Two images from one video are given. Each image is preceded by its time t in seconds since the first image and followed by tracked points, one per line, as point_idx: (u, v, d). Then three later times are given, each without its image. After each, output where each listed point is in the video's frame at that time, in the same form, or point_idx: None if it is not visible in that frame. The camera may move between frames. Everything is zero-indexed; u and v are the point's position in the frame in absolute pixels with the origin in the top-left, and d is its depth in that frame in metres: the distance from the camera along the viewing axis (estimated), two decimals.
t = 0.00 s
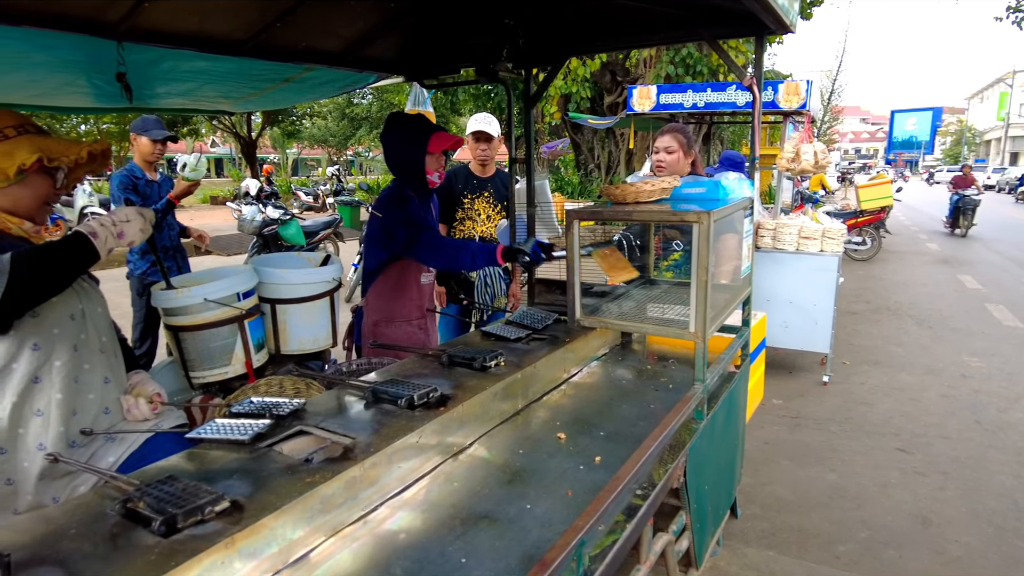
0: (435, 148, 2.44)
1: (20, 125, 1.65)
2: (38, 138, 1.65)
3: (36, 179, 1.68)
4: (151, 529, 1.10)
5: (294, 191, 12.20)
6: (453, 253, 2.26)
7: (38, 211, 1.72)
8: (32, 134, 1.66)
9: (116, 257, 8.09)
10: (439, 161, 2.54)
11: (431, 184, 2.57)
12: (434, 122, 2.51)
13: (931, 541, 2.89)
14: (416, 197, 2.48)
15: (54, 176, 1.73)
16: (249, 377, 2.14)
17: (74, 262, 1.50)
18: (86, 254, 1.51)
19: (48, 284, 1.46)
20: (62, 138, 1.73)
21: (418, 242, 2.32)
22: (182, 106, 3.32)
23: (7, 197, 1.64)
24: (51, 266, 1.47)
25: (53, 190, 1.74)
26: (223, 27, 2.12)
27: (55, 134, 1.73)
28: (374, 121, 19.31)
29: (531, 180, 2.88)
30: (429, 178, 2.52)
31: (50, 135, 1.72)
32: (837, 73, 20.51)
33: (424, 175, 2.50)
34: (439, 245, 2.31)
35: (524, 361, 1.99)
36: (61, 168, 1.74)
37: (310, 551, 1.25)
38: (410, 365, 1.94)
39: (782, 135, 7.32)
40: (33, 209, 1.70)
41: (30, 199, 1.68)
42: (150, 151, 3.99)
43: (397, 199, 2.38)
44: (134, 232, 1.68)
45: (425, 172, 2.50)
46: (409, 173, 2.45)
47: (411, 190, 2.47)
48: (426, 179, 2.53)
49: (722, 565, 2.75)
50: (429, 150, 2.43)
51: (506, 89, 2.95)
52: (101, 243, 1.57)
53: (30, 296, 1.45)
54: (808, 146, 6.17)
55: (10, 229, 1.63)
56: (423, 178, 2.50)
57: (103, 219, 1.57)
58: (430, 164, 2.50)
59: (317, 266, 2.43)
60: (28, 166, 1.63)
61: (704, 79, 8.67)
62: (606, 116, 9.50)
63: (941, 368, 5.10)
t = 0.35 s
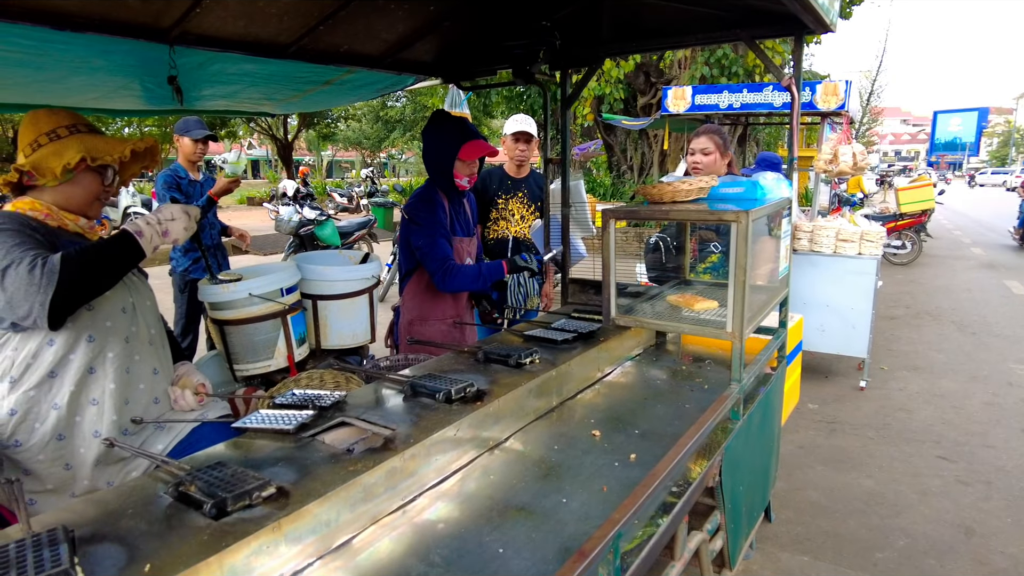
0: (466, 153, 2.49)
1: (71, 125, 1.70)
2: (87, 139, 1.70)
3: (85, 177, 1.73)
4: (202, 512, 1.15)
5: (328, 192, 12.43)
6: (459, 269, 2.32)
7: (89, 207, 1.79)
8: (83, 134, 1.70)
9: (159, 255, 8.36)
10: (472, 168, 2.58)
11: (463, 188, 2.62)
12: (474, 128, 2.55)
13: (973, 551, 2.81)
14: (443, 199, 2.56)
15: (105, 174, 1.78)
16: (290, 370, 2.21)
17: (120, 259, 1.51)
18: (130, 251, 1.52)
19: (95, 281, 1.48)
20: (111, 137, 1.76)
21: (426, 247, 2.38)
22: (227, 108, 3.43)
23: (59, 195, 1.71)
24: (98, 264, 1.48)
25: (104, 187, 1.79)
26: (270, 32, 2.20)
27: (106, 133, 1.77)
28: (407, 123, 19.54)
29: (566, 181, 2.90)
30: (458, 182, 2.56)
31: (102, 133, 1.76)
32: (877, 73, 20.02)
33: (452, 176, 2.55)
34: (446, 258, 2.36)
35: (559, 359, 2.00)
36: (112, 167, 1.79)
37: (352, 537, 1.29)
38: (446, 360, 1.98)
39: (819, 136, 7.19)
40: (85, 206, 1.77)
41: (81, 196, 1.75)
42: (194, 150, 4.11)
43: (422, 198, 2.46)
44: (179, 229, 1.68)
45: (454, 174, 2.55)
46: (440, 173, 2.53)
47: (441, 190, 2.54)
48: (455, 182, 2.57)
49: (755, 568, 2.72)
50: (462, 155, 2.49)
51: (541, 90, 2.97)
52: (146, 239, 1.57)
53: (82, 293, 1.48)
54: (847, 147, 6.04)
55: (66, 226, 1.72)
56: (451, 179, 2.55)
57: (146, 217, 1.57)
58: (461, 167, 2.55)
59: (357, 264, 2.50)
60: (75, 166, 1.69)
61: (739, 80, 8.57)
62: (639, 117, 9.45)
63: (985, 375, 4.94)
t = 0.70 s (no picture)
0: (480, 158, 2.45)
1: (97, 126, 1.74)
2: (111, 139, 1.73)
3: (111, 177, 1.77)
4: (230, 505, 1.18)
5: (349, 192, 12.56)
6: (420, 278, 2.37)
7: (117, 207, 1.83)
8: (108, 135, 1.74)
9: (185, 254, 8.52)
10: (484, 172, 2.53)
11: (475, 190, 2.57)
12: (489, 132, 2.51)
13: (1000, 558, 2.75)
14: (449, 201, 2.53)
15: (130, 173, 1.81)
16: (314, 368, 2.24)
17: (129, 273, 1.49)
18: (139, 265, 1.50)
19: (103, 295, 1.47)
20: (135, 137, 1.79)
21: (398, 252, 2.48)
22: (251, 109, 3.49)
23: (87, 195, 1.75)
24: (106, 277, 1.47)
25: (130, 186, 1.83)
26: (296, 35, 2.24)
27: (131, 133, 1.80)
28: (427, 124, 19.65)
29: (586, 181, 2.90)
30: (469, 184, 2.52)
31: (129, 134, 1.80)
32: (903, 72, 19.66)
33: (464, 179, 2.51)
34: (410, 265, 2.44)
35: (579, 359, 2.01)
36: (137, 166, 1.82)
37: (375, 532, 1.31)
38: (466, 359, 2.00)
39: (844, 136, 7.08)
40: (113, 205, 1.81)
41: (108, 195, 1.78)
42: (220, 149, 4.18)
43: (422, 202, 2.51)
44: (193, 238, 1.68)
45: (466, 177, 2.51)
46: (450, 175, 2.51)
47: (448, 193, 2.53)
48: (467, 184, 2.53)
49: (774, 571, 2.70)
50: (473, 159, 2.46)
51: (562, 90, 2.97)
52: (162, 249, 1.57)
53: (93, 305, 1.47)
54: (871, 147, 5.95)
55: (101, 226, 1.77)
56: (463, 182, 2.51)
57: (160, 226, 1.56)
58: (473, 170, 2.51)
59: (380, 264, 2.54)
60: (99, 167, 1.73)
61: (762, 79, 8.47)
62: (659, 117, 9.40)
63: (1014, 380, 4.83)
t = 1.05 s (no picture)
0: (474, 163, 2.48)
1: (110, 126, 1.76)
2: (120, 138, 1.74)
3: (121, 176, 1.78)
4: (242, 504, 1.19)
5: (361, 192, 12.63)
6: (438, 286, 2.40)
7: (130, 206, 1.84)
8: (118, 134, 1.75)
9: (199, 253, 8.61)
10: (480, 176, 2.57)
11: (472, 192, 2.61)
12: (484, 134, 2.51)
13: (1018, 564, 2.71)
14: (450, 205, 2.55)
15: (140, 172, 1.82)
16: (325, 368, 2.25)
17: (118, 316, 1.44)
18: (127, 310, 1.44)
19: (91, 333, 1.45)
20: (145, 136, 1.79)
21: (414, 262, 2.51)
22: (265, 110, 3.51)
23: (100, 194, 1.77)
24: (95, 316, 1.44)
25: (141, 185, 1.83)
26: (309, 37, 2.26)
27: (142, 132, 1.80)
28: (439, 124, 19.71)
29: (598, 181, 2.89)
30: (465, 189, 2.57)
31: (141, 133, 1.81)
32: (919, 71, 19.44)
33: (460, 184, 2.56)
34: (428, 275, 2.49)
35: (590, 360, 2.01)
36: (147, 164, 1.81)
37: (386, 532, 1.31)
38: (477, 360, 2.00)
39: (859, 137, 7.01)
40: (126, 204, 1.83)
41: (119, 194, 1.79)
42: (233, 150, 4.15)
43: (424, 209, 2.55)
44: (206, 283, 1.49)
45: (462, 183, 2.55)
46: (446, 179, 2.55)
47: (446, 197, 2.57)
48: (464, 189, 2.58)
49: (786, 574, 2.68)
50: (468, 165, 2.49)
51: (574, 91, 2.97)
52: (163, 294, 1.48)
53: (81, 341, 1.47)
54: (886, 148, 5.88)
55: (118, 227, 1.79)
56: (459, 187, 2.56)
57: (161, 267, 1.47)
58: (468, 175, 2.55)
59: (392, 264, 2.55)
60: (107, 166, 1.74)
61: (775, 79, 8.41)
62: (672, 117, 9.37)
63: None
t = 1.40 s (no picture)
0: (463, 161, 2.50)
1: (111, 127, 1.75)
2: (120, 140, 1.73)
3: (120, 178, 1.78)
4: (234, 506, 1.18)
5: (367, 193, 12.65)
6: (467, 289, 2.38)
7: (130, 208, 1.84)
8: (119, 135, 1.75)
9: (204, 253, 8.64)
10: (472, 173, 2.59)
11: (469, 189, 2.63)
12: (472, 132, 2.53)
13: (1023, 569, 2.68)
14: (448, 206, 2.56)
15: (140, 174, 1.82)
16: (324, 369, 2.25)
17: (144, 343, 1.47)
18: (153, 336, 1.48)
19: (114, 354, 1.47)
20: (146, 138, 1.79)
21: (429, 268, 2.47)
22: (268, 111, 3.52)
23: (99, 196, 1.77)
24: (121, 338, 1.47)
25: (141, 187, 1.83)
26: (309, 37, 2.26)
27: (143, 135, 1.79)
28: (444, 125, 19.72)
29: (599, 182, 2.87)
30: (459, 188, 2.58)
31: (141, 135, 1.80)
32: (927, 70, 19.32)
33: (454, 184, 2.58)
34: (448, 280, 2.47)
35: (589, 362, 2.00)
36: (146, 167, 1.81)
37: (380, 535, 1.31)
38: (475, 361, 1.99)
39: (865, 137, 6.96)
40: (126, 206, 1.83)
41: (118, 196, 1.79)
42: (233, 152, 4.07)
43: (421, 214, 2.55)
44: (222, 328, 1.51)
45: (455, 182, 2.57)
46: (440, 181, 2.56)
47: (444, 198, 2.57)
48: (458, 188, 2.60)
49: None
50: (459, 164, 2.50)
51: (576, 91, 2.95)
52: (181, 340, 1.51)
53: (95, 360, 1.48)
54: (892, 148, 5.84)
55: (119, 228, 1.79)
56: (454, 187, 2.57)
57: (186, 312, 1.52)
58: (460, 174, 2.57)
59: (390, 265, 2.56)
60: (107, 168, 1.74)
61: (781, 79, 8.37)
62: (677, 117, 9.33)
63: None
